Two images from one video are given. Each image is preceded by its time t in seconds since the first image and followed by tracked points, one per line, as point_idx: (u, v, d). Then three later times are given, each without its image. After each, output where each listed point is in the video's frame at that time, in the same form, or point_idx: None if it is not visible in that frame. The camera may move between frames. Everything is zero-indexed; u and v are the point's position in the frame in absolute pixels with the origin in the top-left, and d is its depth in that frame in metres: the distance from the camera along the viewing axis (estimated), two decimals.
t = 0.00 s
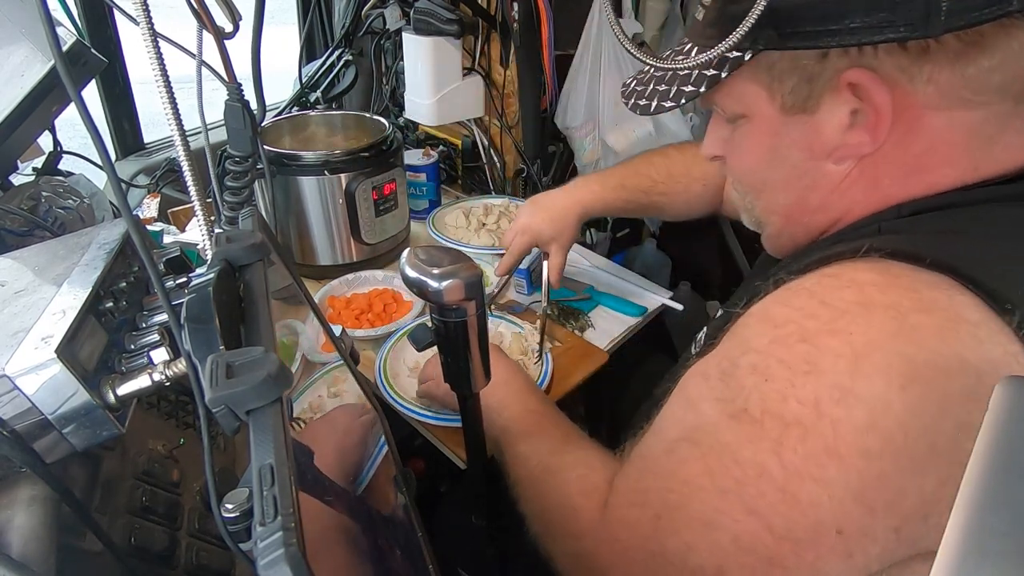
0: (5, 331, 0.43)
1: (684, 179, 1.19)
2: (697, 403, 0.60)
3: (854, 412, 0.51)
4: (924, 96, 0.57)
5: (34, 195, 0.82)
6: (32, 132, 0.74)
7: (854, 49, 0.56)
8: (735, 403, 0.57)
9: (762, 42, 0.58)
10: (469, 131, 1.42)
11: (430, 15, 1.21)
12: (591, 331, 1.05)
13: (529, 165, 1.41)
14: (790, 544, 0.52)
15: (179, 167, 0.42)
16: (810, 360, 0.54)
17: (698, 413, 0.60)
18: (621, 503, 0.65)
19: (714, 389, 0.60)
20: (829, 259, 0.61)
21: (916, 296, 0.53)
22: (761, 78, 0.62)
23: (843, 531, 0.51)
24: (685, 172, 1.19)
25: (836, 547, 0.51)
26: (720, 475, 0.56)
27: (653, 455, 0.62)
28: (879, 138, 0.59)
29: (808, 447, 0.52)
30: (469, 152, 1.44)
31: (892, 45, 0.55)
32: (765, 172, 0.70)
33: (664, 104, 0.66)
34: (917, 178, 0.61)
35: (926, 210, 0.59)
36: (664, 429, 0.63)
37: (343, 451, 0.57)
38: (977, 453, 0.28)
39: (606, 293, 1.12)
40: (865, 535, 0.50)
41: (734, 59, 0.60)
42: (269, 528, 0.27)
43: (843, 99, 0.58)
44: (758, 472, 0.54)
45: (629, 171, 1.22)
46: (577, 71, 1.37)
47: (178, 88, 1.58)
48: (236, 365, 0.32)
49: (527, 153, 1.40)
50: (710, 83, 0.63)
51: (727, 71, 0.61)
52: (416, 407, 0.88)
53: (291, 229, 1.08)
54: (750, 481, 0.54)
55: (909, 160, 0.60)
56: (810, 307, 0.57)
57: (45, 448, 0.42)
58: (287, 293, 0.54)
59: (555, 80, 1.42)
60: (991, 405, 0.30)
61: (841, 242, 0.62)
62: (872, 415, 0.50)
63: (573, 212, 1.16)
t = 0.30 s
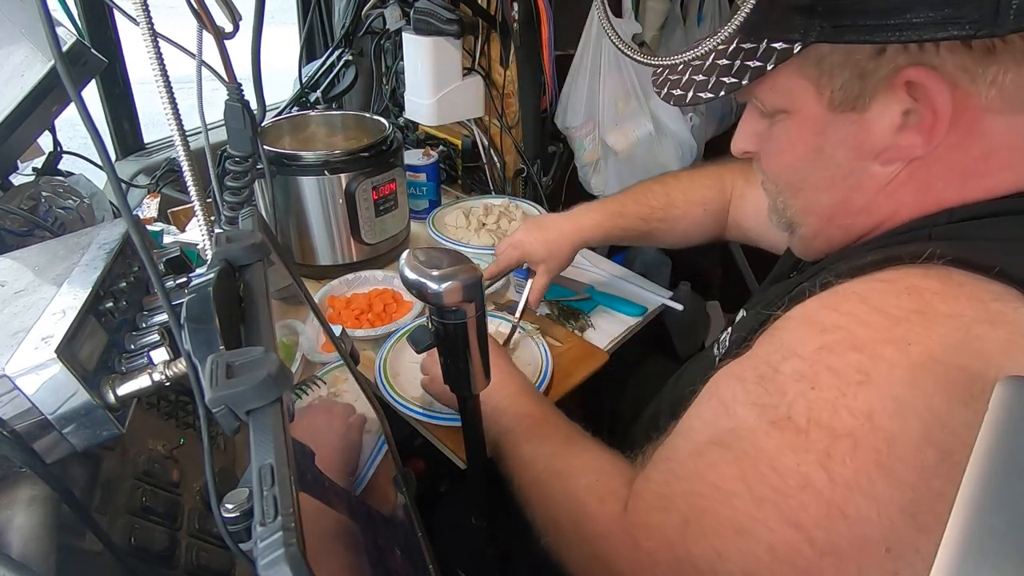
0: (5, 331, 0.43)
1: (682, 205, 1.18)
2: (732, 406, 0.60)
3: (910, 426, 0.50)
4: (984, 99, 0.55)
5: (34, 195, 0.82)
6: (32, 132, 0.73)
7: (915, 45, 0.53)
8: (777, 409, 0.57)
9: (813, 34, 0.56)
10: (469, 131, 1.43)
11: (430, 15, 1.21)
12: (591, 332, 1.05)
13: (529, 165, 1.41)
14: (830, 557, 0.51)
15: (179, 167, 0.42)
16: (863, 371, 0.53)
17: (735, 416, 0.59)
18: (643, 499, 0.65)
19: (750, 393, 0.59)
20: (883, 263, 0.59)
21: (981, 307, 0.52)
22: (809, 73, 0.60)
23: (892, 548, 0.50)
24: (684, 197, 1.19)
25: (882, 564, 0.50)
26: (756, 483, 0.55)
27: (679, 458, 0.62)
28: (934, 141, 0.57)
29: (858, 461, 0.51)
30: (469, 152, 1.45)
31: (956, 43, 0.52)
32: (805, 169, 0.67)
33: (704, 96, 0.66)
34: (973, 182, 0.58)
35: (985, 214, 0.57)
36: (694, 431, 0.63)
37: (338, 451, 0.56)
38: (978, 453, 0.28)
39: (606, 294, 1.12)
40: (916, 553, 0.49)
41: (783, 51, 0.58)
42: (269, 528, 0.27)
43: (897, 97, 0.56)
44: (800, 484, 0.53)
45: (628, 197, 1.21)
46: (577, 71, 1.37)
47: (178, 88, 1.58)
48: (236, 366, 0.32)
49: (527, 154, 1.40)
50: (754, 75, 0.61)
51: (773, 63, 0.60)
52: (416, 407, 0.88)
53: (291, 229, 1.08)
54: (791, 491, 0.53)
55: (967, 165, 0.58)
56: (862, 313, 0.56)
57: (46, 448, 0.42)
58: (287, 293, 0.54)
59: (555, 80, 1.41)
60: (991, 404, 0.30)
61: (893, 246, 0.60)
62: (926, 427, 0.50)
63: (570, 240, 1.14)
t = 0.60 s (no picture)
0: (5, 331, 0.43)
1: (716, 213, 1.17)
2: (735, 415, 0.61)
3: (919, 445, 0.50)
4: (1004, 106, 0.54)
5: (34, 195, 0.82)
6: (32, 132, 0.73)
7: (932, 51, 0.53)
8: (780, 420, 0.57)
9: (826, 39, 0.55)
10: (469, 131, 1.43)
11: (429, 15, 1.21)
12: (591, 331, 1.05)
13: (529, 165, 1.40)
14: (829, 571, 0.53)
15: (179, 167, 0.42)
16: (870, 386, 0.53)
17: (736, 424, 0.60)
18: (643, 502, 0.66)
19: (753, 401, 0.60)
20: (895, 273, 0.58)
21: (994, 323, 0.51)
22: (820, 77, 0.60)
23: (890, 565, 0.50)
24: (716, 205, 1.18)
25: None
26: (756, 493, 0.57)
27: (680, 462, 0.63)
28: (951, 148, 0.56)
29: (860, 475, 0.52)
30: (469, 152, 1.45)
31: (976, 48, 0.52)
32: (816, 176, 0.67)
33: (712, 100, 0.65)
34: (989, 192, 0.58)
35: (999, 223, 0.56)
36: (696, 435, 0.63)
37: (333, 449, 0.56)
38: (979, 453, 0.27)
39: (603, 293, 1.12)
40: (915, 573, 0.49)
41: (794, 56, 0.58)
42: (269, 528, 0.27)
43: (913, 104, 0.55)
44: (803, 496, 0.54)
45: (657, 210, 1.19)
46: (577, 71, 1.37)
47: (177, 88, 1.58)
48: (236, 366, 0.32)
49: (527, 154, 1.40)
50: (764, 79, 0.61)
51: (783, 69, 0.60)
52: (416, 407, 0.88)
53: (291, 229, 1.08)
54: (793, 503, 0.54)
55: (984, 173, 0.57)
56: (871, 325, 0.55)
57: (46, 448, 0.42)
58: (287, 293, 0.54)
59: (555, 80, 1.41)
60: (991, 404, 0.30)
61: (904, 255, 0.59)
62: (935, 446, 0.50)
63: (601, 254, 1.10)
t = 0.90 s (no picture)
0: (5, 331, 0.43)
1: (719, 236, 1.17)
2: (735, 414, 0.61)
3: (917, 446, 0.50)
4: (1014, 110, 0.53)
5: (34, 195, 0.82)
6: (32, 132, 0.74)
7: (941, 56, 0.53)
8: (779, 420, 0.57)
9: (833, 44, 0.56)
10: (469, 131, 1.43)
11: (429, 15, 1.21)
12: (591, 331, 1.06)
13: (529, 165, 1.40)
14: (824, 571, 0.52)
15: (179, 167, 0.42)
16: (869, 386, 0.53)
17: (735, 423, 0.60)
18: (639, 500, 0.66)
19: (754, 400, 0.60)
20: (896, 276, 0.59)
21: (997, 327, 0.51)
22: (827, 83, 0.60)
23: (886, 567, 0.50)
24: (720, 229, 1.18)
25: None
26: (754, 490, 0.56)
27: (679, 460, 0.63)
28: (960, 154, 0.56)
29: (858, 476, 0.51)
30: (469, 152, 1.45)
31: (986, 53, 0.51)
32: (822, 181, 0.67)
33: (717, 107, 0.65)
34: (995, 198, 0.58)
35: (1004, 226, 0.56)
36: (697, 433, 0.63)
37: (334, 452, 0.56)
38: (981, 453, 0.27)
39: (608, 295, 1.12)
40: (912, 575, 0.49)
41: (800, 61, 0.58)
42: (269, 528, 0.27)
43: (920, 109, 0.55)
44: (799, 495, 0.54)
45: (661, 236, 1.19)
46: (577, 71, 1.37)
47: (178, 88, 1.58)
48: (236, 365, 0.32)
49: (527, 154, 1.40)
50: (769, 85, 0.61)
51: (789, 74, 0.60)
52: (416, 407, 0.88)
53: (291, 229, 1.08)
54: (790, 502, 0.54)
55: (991, 177, 0.57)
56: (871, 327, 0.55)
57: (46, 448, 0.42)
58: (287, 293, 0.54)
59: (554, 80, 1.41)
60: (992, 404, 0.29)
61: (908, 258, 0.60)
62: (935, 447, 0.49)
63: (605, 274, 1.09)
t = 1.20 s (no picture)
0: (5, 331, 0.43)
1: (721, 235, 1.18)
2: (721, 400, 0.61)
3: (889, 439, 0.50)
4: (1004, 110, 0.53)
5: (34, 195, 0.81)
6: (32, 132, 0.74)
7: (930, 59, 0.52)
8: (760, 407, 0.58)
9: (823, 48, 0.56)
10: (469, 131, 1.43)
11: (429, 15, 1.21)
12: (591, 331, 1.06)
13: (529, 165, 1.40)
14: (793, 553, 0.53)
15: (179, 167, 0.42)
16: (846, 381, 0.53)
17: (721, 408, 0.61)
18: (623, 476, 0.66)
19: (738, 388, 0.60)
20: (884, 276, 0.60)
21: (973, 328, 0.51)
22: (819, 86, 0.60)
23: (852, 551, 0.50)
24: (721, 228, 1.19)
25: (842, 565, 0.51)
26: (732, 474, 0.57)
27: (664, 441, 0.64)
28: (951, 155, 0.56)
29: (831, 465, 0.52)
30: (469, 152, 1.45)
31: (974, 55, 0.51)
32: (816, 185, 0.67)
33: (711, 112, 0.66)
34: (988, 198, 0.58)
35: (993, 228, 0.57)
36: (682, 416, 0.64)
37: (336, 448, 0.55)
38: (981, 454, 0.27)
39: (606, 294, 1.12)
40: (878, 560, 0.49)
41: (793, 66, 0.59)
42: (269, 528, 0.27)
43: (912, 111, 0.55)
44: (775, 481, 0.54)
45: (664, 231, 1.20)
46: (577, 70, 1.37)
47: (178, 88, 1.58)
48: (236, 365, 0.32)
49: (527, 154, 1.40)
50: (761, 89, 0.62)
51: (781, 79, 0.60)
52: (416, 407, 0.87)
53: (291, 229, 1.08)
54: (766, 487, 0.55)
55: (982, 178, 0.57)
56: (854, 324, 0.56)
57: (46, 448, 0.42)
58: (287, 293, 0.54)
59: (554, 80, 1.41)
60: (991, 404, 0.30)
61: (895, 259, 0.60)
62: (906, 443, 0.49)
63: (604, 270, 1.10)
